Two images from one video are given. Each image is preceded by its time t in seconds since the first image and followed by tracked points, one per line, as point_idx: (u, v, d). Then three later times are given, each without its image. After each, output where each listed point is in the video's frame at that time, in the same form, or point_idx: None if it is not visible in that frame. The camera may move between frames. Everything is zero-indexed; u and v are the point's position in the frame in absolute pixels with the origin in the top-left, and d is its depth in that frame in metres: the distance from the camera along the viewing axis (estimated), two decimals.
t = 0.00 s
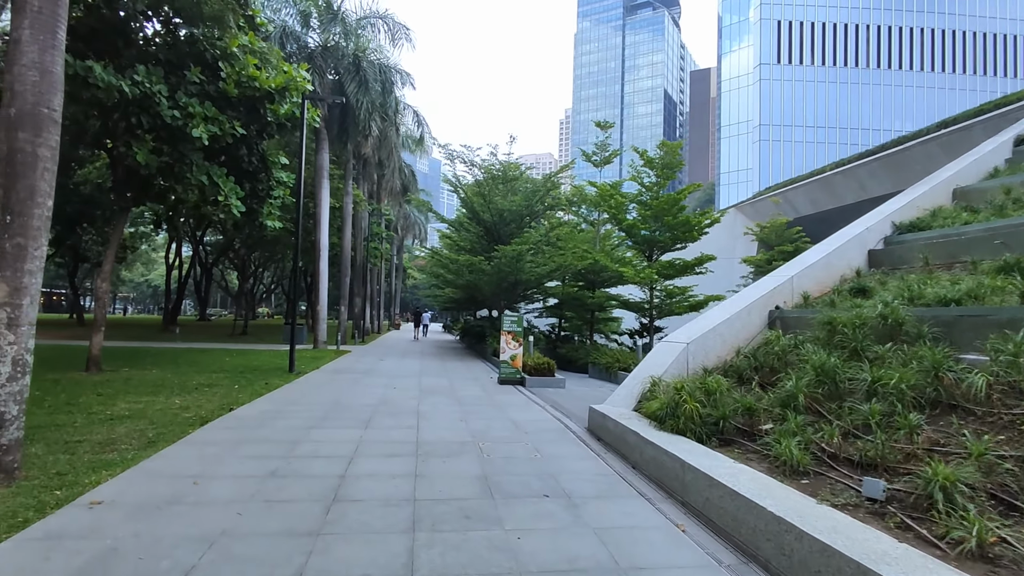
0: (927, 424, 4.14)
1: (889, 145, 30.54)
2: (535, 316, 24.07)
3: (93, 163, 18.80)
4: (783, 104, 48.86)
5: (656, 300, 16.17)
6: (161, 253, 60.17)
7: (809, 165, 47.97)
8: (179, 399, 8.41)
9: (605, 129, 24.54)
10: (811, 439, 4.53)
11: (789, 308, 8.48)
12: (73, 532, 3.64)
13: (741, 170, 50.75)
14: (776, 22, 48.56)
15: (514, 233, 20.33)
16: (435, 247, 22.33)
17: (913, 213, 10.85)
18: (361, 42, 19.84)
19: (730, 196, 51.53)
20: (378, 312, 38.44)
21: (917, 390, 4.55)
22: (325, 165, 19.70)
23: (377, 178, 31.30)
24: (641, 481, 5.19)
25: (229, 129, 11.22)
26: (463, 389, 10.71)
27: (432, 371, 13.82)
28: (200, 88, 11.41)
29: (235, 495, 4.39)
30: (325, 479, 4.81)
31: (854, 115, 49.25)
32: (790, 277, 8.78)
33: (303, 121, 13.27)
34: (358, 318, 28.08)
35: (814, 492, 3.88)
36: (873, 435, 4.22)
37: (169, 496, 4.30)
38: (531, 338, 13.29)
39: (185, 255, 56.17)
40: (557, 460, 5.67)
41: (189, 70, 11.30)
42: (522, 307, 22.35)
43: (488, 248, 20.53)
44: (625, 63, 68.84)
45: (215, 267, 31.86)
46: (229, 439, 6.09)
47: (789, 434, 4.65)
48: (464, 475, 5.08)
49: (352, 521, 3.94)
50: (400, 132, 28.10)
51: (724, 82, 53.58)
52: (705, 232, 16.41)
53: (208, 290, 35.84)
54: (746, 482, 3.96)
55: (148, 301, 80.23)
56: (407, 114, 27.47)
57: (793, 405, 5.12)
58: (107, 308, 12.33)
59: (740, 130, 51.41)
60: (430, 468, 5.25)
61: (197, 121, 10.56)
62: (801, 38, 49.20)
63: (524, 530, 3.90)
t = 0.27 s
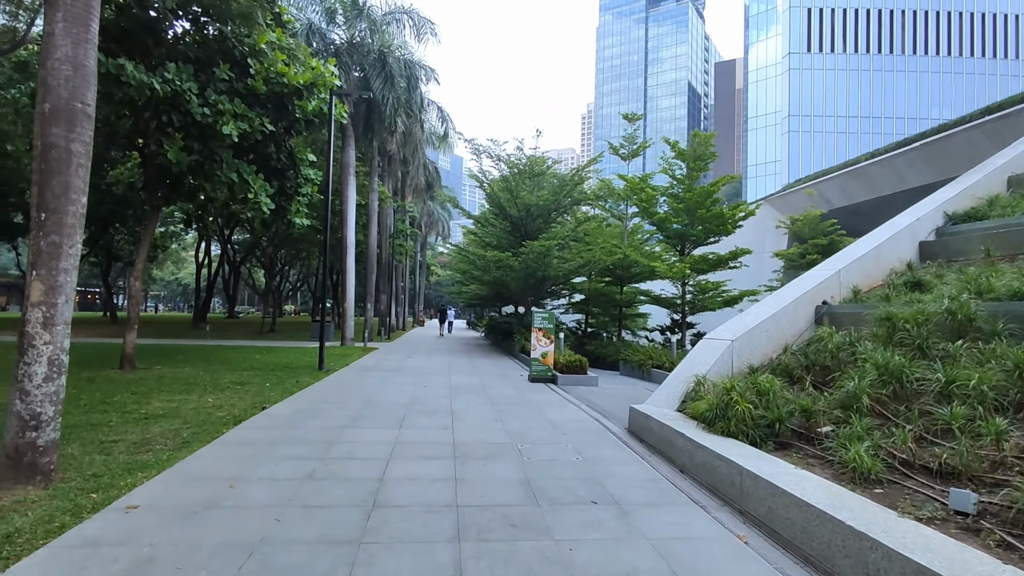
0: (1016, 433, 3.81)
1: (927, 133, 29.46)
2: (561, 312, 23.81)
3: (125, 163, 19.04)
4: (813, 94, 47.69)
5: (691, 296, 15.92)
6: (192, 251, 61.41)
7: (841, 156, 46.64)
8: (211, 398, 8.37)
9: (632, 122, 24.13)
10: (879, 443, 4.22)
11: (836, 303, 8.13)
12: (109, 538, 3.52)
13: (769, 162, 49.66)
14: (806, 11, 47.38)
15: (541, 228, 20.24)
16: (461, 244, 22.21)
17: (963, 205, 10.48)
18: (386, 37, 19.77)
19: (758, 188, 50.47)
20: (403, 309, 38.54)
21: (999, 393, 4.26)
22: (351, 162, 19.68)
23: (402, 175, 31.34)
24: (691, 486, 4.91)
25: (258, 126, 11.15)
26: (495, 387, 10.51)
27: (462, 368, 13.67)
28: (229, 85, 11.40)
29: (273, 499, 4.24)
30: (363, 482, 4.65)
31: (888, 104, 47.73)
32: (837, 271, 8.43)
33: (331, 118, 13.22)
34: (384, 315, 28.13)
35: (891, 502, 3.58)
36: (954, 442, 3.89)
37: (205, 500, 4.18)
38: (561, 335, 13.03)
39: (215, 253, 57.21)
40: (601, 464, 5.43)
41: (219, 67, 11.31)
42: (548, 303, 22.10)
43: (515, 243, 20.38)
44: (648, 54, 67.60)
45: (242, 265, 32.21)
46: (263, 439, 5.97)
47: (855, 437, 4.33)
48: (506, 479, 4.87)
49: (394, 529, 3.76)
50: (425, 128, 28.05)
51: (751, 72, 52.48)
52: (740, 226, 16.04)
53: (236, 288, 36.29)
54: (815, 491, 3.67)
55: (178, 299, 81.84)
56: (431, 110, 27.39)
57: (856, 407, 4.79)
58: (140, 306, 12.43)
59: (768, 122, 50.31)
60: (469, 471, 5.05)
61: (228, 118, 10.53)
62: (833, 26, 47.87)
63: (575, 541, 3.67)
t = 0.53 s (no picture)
0: None
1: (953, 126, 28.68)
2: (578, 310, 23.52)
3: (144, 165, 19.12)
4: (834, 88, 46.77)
5: (714, 296, 15.69)
6: (210, 252, 62.02)
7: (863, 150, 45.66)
8: (229, 399, 8.26)
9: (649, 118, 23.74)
10: (939, 451, 3.92)
11: (874, 301, 7.79)
12: (123, 550, 3.35)
13: (789, 157, 48.82)
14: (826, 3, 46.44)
15: (559, 225, 20.03)
16: (477, 243, 22.02)
17: (1001, 198, 10.07)
18: (402, 35, 19.66)
19: (778, 184, 49.67)
20: (419, 308, 38.44)
21: None
22: (367, 160, 19.57)
23: (417, 173, 31.21)
24: (731, 495, 4.62)
25: (275, 123, 11.02)
26: (516, 388, 10.28)
27: (480, 368, 13.46)
28: (246, 83, 11.29)
29: (293, 508, 4.05)
30: (385, 490, 4.45)
31: (912, 97, 46.64)
32: (875, 267, 8.08)
33: (348, 116, 13.10)
34: (401, 314, 28.04)
35: (961, 516, 3.28)
36: None
37: (222, 509, 4.00)
38: (582, 334, 12.76)
39: (233, 253, 57.62)
40: (633, 470, 5.17)
41: (235, 65, 11.20)
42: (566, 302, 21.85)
43: (533, 241, 20.17)
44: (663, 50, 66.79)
45: (260, 265, 32.33)
46: (281, 443, 5.80)
47: (912, 444, 4.04)
48: (535, 486, 4.64)
49: (420, 541, 3.55)
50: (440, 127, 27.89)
51: (770, 67, 51.63)
52: (764, 222, 15.69)
53: (254, 288, 36.46)
54: (875, 504, 3.38)
55: (197, 299, 82.79)
56: (446, 109, 27.22)
57: (911, 411, 4.48)
58: (158, 306, 12.40)
59: (787, 117, 49.46)
60: (496, 477, 4.83)
61: (244, 115, 10.41)
62: (854, 18, 46.87)
63: (614, 556, 3.42)
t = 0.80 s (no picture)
0: None
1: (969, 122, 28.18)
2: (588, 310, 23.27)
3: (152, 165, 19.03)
4: (846, 84, 46.19)
5: (729, 295, 15.39)
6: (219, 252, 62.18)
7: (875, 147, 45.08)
8: (235, 401, 8.07)
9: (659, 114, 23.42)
10: (991, 462, 3.70)
11: (902, 299, 7.48)
12: (117, 567, 3.14)
13: (800, 155, 48.31)
14: None
15: (568, 224, 19.78)
16: (486, 242, 21.81)
17: None
18: (409, 32, 19.49)
19: (788, 182, 49.18)
20: (427, 307, 38.28)
21: None
22: (375, 159, 19.39)
23: (425, 172, 31.03)
24: (761, 505, 4.36)
25: (281, 120, 10.82)
26: (527, 389, 10.04)
27: (490, 368, 13.24)
28: (251, 79, 11.10)
29: (298, 519, 3.83)
30: (395, 500, 4.22)
31: (925, 93, 45.99)
32: (902, 265, 7.77)
33: (355, 113, 12.91)
34: (409, 314, 27.90)
35: None
36: None
37: (223, 520, 3.78)
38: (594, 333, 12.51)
39: (241, 253, 57.69)
40: (655, 477, 4.92)
41: (241, 60, 11.01)
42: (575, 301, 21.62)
43: (543, 239, 19.95)
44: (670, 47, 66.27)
45: (267, 265, 32.25)
46: (287, 448, 5.59)
47: (960, 453, 3.79)
48: (552, 495, 4.40)
49: (433, 557, 3.32)
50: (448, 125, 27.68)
51: (780, 63, 51.08)
52: (779, 219, 15.41)
53: (262, 287, 36.42)
54: (926, 518, 3.14)
55: (206, 299, 83.06)
56: (454, 107, 26.99)
57: (957, 417, 4.24)
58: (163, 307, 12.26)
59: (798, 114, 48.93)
60: (511, 486, 4.59)
61: (250, 111, 10.21)
62: (866, 13, 46.24)
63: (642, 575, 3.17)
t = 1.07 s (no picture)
0: None
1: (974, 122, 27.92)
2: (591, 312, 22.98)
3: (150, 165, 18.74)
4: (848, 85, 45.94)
5: (737, 298, 15.08)
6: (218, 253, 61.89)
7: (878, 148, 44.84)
8: (232, 408, 7.76)
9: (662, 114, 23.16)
10: None
11: (926, 302, 7.19)
12: None
13: (802, 156, 48.07)
14: None
15: (572, 224, 19.50)
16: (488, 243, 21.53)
17: None
18: (410, 31, 19.22)
19: (790, 183, 48.94)
20: (427, 309, 37.99)
21: None
22: (375, 159, 19.11)
23: (425, 173, 30.75)
24: (794, 523, 4.08)
25: (280, 118, 10.53)
26: (533, 394, 9.73)
27: (494, 372, 12.95)
28: (249, 76, 10.82)
29: (297, 542, 3.54)
30: (402, 519, 3.93)
31: (928, 93, 45.75)
32: (924, 267, 7.49)
33: (356, 112, 12.63)
34: (409, 316, 27.62)
35: None
36: None
37: (217, 543, 3.49)
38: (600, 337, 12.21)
39: (241, 255, 57.38)
40: (677, 492, 4.63)
41: (239, 57, 10.73)
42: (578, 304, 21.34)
43: (546, 240, 19.67)
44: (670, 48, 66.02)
45: (266, 267, 31.91)
46: (286, 460, 5.30)
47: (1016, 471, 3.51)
48: (569, 513, 4.11)
49: None
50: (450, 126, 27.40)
51: (781, 64, 50.83)
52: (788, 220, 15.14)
53: (261, 289, 36.11)
54: (989, 545, 2.89)
55: (204, 300, 82.66)
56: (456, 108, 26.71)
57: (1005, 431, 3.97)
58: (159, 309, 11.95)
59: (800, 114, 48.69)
60: (525, 502, 4.30)
61: (248, 108, 9.92)
62: (869, 13, 45.96)
63: None
